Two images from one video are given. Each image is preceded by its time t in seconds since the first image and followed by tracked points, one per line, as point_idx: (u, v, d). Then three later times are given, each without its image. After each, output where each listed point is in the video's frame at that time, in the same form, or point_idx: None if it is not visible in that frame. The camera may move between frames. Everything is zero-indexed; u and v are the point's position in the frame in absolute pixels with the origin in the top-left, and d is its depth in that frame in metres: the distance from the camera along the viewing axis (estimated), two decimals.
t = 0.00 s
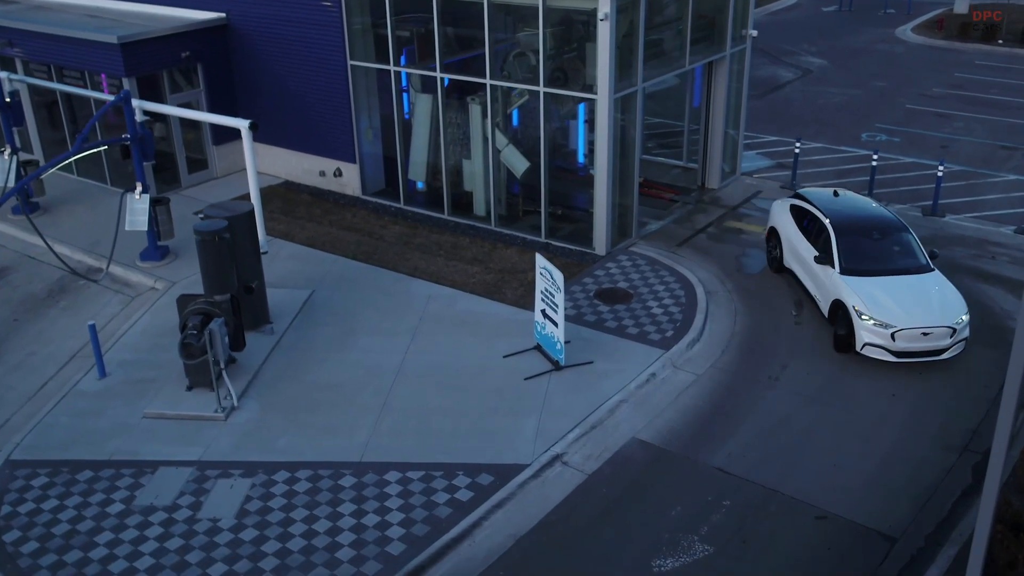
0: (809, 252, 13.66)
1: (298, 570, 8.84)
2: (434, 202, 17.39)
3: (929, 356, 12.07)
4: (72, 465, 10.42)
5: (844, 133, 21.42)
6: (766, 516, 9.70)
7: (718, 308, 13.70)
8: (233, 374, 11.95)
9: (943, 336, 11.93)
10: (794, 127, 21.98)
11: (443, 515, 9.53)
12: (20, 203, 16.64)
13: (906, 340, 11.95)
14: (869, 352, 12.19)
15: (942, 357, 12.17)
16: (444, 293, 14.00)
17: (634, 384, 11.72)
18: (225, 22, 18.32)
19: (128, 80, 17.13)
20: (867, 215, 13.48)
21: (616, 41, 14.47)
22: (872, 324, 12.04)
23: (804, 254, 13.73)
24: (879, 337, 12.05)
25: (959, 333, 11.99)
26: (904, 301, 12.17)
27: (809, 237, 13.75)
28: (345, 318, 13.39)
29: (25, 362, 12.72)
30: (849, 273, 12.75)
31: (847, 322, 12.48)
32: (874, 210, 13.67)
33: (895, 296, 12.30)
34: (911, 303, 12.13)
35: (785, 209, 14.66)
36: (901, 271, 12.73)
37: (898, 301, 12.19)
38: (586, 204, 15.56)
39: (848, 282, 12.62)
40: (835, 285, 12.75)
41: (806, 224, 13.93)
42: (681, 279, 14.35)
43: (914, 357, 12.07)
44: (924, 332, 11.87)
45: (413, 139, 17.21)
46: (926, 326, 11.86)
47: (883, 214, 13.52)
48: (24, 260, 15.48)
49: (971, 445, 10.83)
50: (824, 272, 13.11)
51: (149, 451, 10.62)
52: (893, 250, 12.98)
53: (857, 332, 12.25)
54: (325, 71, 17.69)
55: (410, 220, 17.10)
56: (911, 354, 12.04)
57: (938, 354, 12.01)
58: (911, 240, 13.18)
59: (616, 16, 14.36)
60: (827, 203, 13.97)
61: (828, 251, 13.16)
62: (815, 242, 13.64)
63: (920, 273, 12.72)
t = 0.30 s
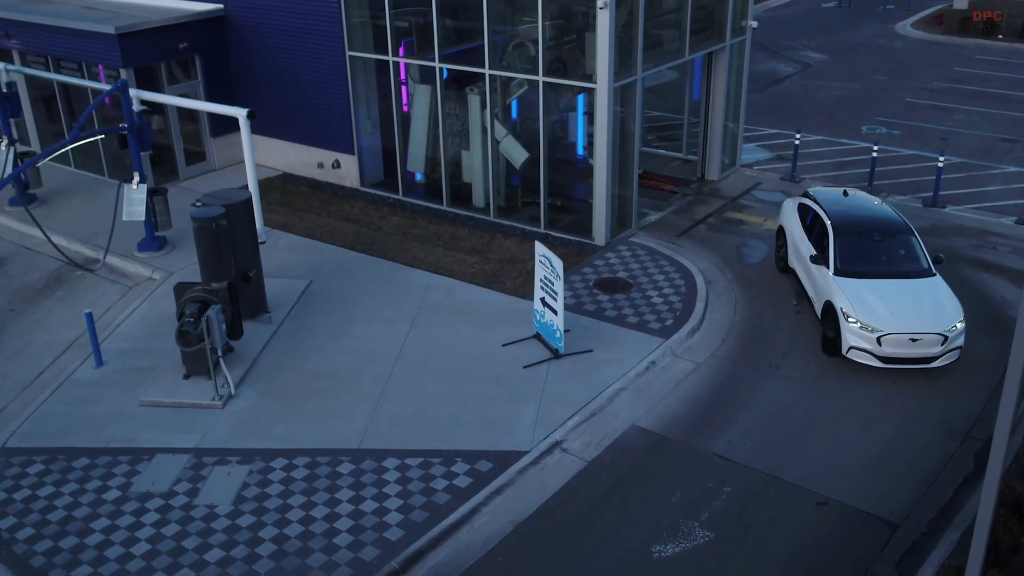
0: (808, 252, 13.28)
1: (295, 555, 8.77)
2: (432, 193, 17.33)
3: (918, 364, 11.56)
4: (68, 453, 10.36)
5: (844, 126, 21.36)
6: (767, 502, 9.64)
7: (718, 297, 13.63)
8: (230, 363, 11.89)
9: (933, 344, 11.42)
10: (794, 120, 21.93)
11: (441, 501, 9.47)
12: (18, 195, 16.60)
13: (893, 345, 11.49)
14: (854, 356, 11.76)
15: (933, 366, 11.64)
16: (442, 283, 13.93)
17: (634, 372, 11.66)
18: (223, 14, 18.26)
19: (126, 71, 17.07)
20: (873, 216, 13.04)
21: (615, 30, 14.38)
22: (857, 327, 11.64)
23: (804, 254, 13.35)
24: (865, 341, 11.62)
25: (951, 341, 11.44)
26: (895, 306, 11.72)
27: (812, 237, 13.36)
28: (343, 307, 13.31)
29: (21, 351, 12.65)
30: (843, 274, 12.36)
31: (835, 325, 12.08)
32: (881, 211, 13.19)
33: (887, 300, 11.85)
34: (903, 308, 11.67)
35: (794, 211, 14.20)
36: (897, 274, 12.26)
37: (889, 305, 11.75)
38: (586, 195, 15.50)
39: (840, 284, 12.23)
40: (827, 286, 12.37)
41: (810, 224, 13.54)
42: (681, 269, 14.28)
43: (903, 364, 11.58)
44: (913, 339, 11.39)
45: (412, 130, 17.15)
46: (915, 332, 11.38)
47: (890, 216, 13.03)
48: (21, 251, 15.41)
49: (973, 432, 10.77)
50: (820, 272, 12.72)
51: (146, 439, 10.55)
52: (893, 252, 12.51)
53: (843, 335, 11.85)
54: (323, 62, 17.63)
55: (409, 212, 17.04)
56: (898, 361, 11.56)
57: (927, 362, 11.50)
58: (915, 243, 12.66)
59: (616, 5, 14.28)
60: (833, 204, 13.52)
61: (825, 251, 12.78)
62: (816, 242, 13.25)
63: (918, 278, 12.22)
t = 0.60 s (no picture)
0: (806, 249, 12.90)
1: (292, 537, 8.69)
2: (431, 182, 17.25)
3: (900, 369, 11.14)
4: (63, 436, 10.27)
5: (844, 116, 21.28)
6: (768, 484, 9.55)
7: (719, 283, 13.54)
8: (228, 348, 11.81)
9: (916, 349, 10.99)
10: (794, 111, 21.85)
11: (439, 483, 9.39)
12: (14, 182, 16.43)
13: (873, 348, 11.08)
14: (833, 358, 11.38)
15: (917, 372, 11.19)
16: (441, 270, 13.85)
17: (633, 356, 11.58)
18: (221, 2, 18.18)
19: (123, 58, 16.98)
20: (874, 214, 12.59)
21: (615, 16, 14.27)
22: (836, 328, 11.28)
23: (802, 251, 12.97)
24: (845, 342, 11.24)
25: (936, 348, 10.99)
26: (881, 308, 11.32)
27: (810, 234, 12.96)
28: (340, 294, 13.22)
29: (17, 337, 12.57)
30: (833, 273, 11.99)
31: (817, 326, 11.72)
32: (885, 210, 12.72)
33: (874, 302, 11.44)
34: (889, 310, 11.26)
35: (799, 209, 13.75)
36: (889, 276, 11.83)
37: (876, 307, 11.34)
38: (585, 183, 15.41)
39: (828, 283, 11.87)
40: (814, 284, 12.02)
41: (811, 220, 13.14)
42: (681, 256, 14.19)
43: (885, 369, 11.17)
44: (894, 342, 10.98)
45: (411, 119, 17.07)
46: (896, 336, 10.97)
47: (892, 215, 12.55)
48: (17, 239, 15.32)
49: (975, 415, 10.68)
50: (811, 270, 12.36)
51: (142, 423, 10.46)
52: (890, 252, 12.07)
53: (823, 335, 11.49)
54: (321, 50, 17.54)
55: (407, 200, 16.96)
56: (878, 364, 11.15)
57: (909, 367, 11.08)
58: (915, 245, 12.17)
59: None
60: (836, 202, 13.06)
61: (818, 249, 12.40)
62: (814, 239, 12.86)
63: (910, 280, 11.76)
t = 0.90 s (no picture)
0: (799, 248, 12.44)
1: (287, 520, 8.61)
2: (429, 172, 17.19)
3: (880, 374, 10.68)
4: (57, 422, 10.20)
5: (844, 108, 21.21)
6: (767, 469, 9.48)
7: (718, 271, 13.46)
8: (223, 334, 11.75)
9: (895, 354, 10.52)
10: (794, 103, 21.78)
11: (436, 467, 9.31)
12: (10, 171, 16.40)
13: (851, 351, 10.65)
14: (810, 360, 10.96)
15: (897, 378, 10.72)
16: (438, 258, 13.77)
17: (632, 343, 11.51)
18: None
19: (119, 48, 16.92)
20: (872, 212, 12.04)
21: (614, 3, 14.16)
22: (813, 329, 10.87)
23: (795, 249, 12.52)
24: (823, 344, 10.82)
25: (917, 354, 10.52)
26: (864, 310, 10.85)
27: (805, 232, 12.47)
28: (336, 282, 13.14)
29: (12, 325, 12.49)
30: (819, 273, 11.53)
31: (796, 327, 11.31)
32: (884, 209, 12.15)
33: (858, 303, 10.98)
34: (871, 313, 10.80)
35: (801, 207, 13.22)
36: (878, 279, 11.31)
37: (858, 309, 10.87)
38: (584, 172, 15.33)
39: (813, 282, 11.41)
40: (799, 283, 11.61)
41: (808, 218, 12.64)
42: (680, 244, 14.11)
43: (863, 373, 10.71)
44: (872, 346, 10.54)
45: (409, 109, 17.00)
46: (875, 339, 10.53)
47: (888, 214, 11.98)
48: (13, 229, 15.24)
49: (976, 400, 10.61)
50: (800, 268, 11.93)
51: (137, 408, 10.39)
52: (882, 254, 11.54)
53: (801, 336, 11.07)
54: (319, 40, 17.47)
55: (405, 190, 16.89)
56: (856, 368, 10.71)
57: (888, 372, 10.61)
58: (910, 247, 11.60)
59: None
60: (836, 200, 12.48)
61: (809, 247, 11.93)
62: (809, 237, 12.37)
63: (900, 283, 11.22)
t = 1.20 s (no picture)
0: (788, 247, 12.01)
1: (281, 502, 8.53)
2: (426, 162, 17.11)
3: (855, 379, 10.24)
4: (50, 406, 10.12)
5: (843, 100, 21.14)
6: (765, 452, 9.39)
7: (717, 258, 13.38)
8: (219, 320, 11.67)
9: (869, 357, 10.09)
10: (793, 95, 21.70)
11: (432, 450, 9.23)
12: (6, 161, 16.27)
13: (825, 352, 10.25)
14: (785, 361, 10.58)
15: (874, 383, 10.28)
16: (435, 245, 13.70)
17: (630, 328, 11.43)
18: None
19: (116, 37, 16.86)
20: (865, 212, 11.60)
21: None
22: (787, 328, 10.49)
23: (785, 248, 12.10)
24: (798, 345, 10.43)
25: (894, 358, 10.08)
26: (842, 310, 10.44)
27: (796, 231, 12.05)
28: (332, 269, 13.06)
29: (6, 312, 12.41)
30: (803, 271, 11.11)
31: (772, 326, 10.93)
32: (879, 210, 11.68)
33: (837, 304, 10.57)
34: (850, 314, 10.38)
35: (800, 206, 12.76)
36: (863, 279, 10.85)
37: (836, 309, 10.47)
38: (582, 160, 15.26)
39: (793, 281, 11.03)
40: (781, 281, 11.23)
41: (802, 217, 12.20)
42: (679, 231, 14.04)
43: (838, 376, 10.28)
44: (847, 348, 10.13)
45: (406, 99, 16.93)
46: (850, 341, 10.11)
47: (882, 215, 11.51)
48: (7, 218, 15.16)
49: (976, 384, 10.55)
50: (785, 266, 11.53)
51: (130, 393, 10.31)
52: (870, 255, 11.08)
53: (777, 336, 10.70)
54: (316, 29, 17.40)
55: (402, 179, 16.82)
56: (831, 371, 10.30)
57: (863, 377, 10.18)
58: (901, 249, 11.11)
59: None
60: (833, 199, 12.02)
61: (796, 246, 11.53)
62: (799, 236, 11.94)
63: (886, 285, 10.76)
